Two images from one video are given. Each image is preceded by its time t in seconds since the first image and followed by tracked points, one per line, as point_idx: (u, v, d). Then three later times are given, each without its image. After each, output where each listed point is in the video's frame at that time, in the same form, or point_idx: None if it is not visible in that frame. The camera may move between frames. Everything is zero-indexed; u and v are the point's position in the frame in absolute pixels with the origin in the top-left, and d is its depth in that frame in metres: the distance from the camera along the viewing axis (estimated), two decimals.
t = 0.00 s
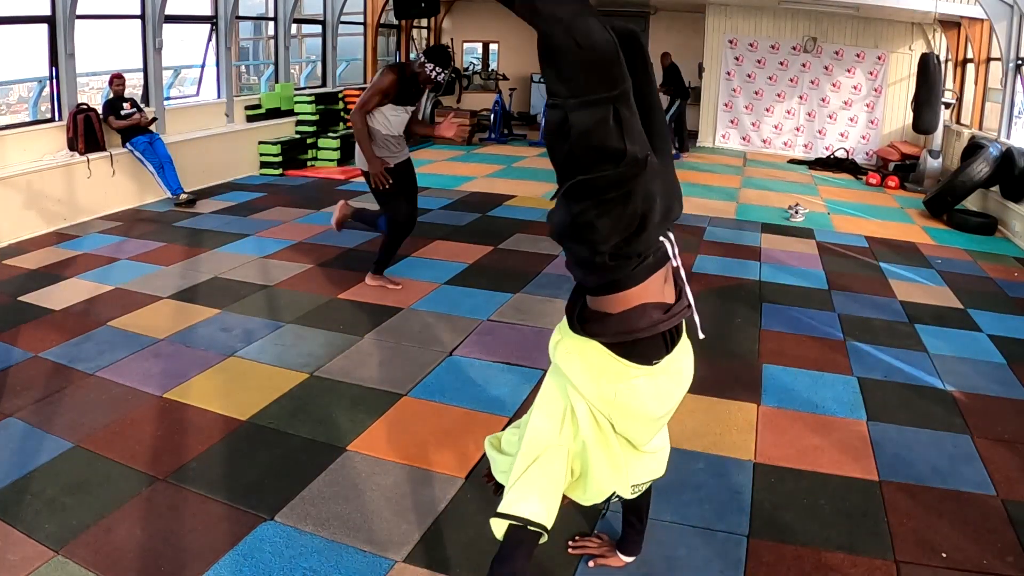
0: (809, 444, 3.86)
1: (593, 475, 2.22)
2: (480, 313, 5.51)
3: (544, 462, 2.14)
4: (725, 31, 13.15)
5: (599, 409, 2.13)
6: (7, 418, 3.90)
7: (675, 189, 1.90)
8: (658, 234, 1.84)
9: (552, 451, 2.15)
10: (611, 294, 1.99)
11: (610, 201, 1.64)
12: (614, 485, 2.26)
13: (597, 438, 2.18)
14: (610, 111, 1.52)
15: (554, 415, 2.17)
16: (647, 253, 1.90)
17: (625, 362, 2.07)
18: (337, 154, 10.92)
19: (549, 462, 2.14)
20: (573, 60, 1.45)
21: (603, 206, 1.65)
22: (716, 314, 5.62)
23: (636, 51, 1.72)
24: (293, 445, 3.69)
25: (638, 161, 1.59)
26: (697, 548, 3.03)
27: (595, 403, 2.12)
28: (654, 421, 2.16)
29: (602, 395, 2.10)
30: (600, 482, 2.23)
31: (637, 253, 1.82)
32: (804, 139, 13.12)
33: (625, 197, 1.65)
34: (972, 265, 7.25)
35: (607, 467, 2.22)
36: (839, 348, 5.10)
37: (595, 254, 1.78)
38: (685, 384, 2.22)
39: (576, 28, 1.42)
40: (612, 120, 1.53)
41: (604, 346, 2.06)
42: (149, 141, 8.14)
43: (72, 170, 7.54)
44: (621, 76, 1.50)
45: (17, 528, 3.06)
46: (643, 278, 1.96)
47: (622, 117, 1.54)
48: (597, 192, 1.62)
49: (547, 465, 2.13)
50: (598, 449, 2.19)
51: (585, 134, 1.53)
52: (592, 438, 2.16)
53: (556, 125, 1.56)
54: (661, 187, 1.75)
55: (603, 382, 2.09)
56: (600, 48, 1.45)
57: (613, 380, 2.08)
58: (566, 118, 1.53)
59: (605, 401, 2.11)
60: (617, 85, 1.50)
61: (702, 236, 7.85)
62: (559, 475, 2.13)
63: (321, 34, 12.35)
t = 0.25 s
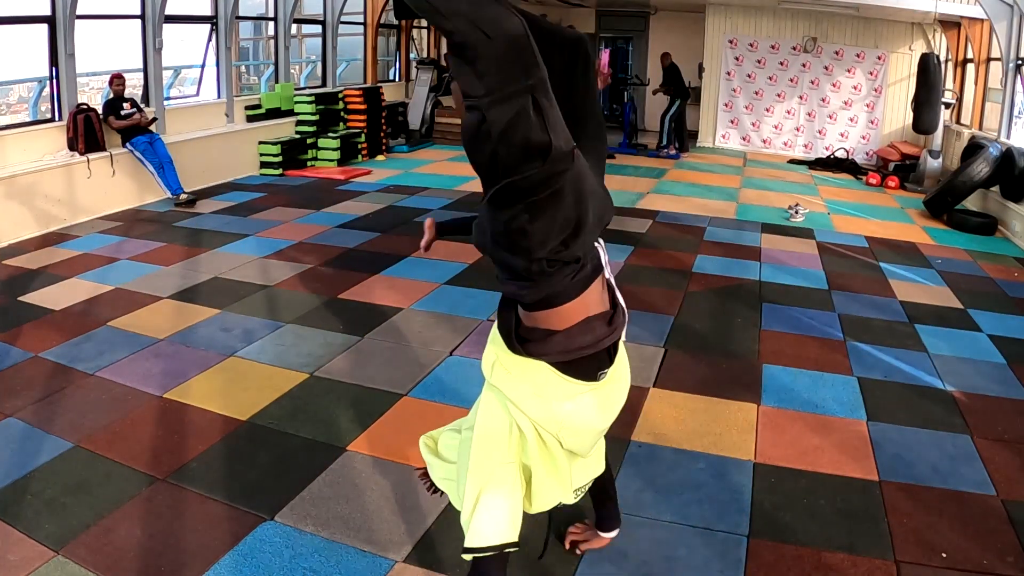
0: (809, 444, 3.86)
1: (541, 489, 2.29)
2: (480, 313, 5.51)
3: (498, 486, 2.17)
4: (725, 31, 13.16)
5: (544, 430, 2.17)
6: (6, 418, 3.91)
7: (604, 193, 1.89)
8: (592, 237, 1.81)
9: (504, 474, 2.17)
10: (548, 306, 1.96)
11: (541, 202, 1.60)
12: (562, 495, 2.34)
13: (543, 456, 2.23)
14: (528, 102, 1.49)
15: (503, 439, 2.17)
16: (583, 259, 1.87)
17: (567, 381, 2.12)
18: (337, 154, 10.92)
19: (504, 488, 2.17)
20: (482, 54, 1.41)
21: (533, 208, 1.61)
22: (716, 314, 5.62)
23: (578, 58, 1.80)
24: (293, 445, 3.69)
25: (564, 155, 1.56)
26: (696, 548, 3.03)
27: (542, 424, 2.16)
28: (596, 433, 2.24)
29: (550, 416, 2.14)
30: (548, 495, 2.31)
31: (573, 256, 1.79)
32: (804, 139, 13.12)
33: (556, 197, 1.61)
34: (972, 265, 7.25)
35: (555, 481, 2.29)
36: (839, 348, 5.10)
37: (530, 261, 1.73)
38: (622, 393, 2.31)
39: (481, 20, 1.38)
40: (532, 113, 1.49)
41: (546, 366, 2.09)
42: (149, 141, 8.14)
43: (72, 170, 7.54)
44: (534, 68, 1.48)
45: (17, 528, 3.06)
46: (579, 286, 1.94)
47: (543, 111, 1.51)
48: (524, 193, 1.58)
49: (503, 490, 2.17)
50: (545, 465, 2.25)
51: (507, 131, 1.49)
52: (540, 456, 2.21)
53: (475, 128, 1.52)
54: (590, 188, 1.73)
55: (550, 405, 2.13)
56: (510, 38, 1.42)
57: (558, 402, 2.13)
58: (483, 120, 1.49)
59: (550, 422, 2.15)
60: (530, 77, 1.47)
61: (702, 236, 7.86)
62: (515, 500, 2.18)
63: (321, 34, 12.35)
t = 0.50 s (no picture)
0: (809, 444, 3.86)
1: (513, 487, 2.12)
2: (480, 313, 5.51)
3: (470, 489, 2.00)
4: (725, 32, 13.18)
5: (511, 425, 1.98)
6: (6, 418, 3.90)
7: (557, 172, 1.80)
8: (548, 217, 1.72)
9: (476, 476, 2.00)
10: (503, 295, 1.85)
11: (487, 179, 1.52)
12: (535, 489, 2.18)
13: (512, 452, 2.04)
14: (464, 79, 1.40)
15: (468, 440, 1.98)
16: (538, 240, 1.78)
17: (530, 373, 1.94)
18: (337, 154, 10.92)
19: (476, 490, 2.00)
20: (411, 40, 1.29)
21: (479, 187, 1.52)
22: (716, 314, 5.62)
23: (540, 47, 1.76)
24: (293, 446, 3.68)
25: (506, 131, 1.48)
26: (696, 548, 3.03)
27: (508, 418, 1.97)
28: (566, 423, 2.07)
29: (516, 410, 1.96)
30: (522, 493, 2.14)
31: (528, 237, 1.70)
32: (804, 139, 13.13)
33: (503, 174, 1.53)
34: (972, 265, 7.25)
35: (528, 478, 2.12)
36: (839, 348, 5.10)
37: (483, 243, 1.64)
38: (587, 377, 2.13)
39: (410, 4, 1.25)
40: (468, 89, 1.41)
41: (509, 359, 1.92)
42: (149, 141, 8.13)
43: (72, 170, 7.54)
44: (469, 44, 1.39)
45: (17, 528, 3.06)
46: (535, 272, 1.85)
47: (480, 87, 1.43)
48: (468, 174, 1.50)
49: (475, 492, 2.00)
50: (516, 461, 2.07)
51: (444, 111, 1.40)
52: (510, 453, 2.03)
53: (414, 112, 1.42)
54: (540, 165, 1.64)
55: (514, 400, 1.95)
56: (445, 19, 1.32)
57: (523, 396, 1.95)
58: (421, 102, 1.39)
59: (517, 417, 1.97)
60: (466, 53, 1.38)
61: (702, 236, 7.86)
62: (490, 501, 2.02)
63: (321, 34, 12.35)
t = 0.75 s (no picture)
0: (809, 444, 3.86)
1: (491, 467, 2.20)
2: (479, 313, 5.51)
3: (452, 470, 2.07)
4: (725, 32, 13.17)
5: (485, 404, 2.07)
6: (6, 418, 3.90)
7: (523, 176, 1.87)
8: (515, 222, 1.80)
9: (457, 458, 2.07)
10: (468, 288, 1.91)
11: (461, 190, 1.59)
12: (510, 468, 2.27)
13: (489, 432, 2.13)
14: (449, 104, 1.46)
15: (445, 422, 2.06)
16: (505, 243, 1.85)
17: (502, 354, 2.02)
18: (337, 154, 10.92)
19: (457, 472, 2.07)
20: (406, 65, 1.37)
21: (454, 197, 1.59)
22: (716, 314, 5.62)
23: (494, 57, 1.78)
24: (293, 446, 3.68)
25: (482, 149, 1.55)
26: (696, 548, 3.03)
27: (484, 398, 2.06)
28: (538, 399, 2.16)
29: (492, 389, 2.05)
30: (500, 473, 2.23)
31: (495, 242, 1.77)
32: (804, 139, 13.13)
33: (476, 186, 1.61)
34: (972, 265, 7.25)
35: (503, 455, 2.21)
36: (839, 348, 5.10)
37: (453, 247, 1.71)
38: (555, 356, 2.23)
39: (406, 33, 1.34)
40: (452, 113, 1.47)
41: (481, 341, 1.99)
42: (149, 141, 8.13)
43: (72, 170, 7.55)
44: (454, 69, 1.45)
45: (17, 528, 3.06)
46: (502, 264, 1.89)
47: (462, 109, 1.49)
48: (445, 188, 1.57)
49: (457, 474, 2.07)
50: (493, 440, 2.15)
51: (428, 130, 1.45)
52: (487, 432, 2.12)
53: (397, 128, 1.47)
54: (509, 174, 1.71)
55: (488, 379, 2.04)
56: (432, 47, 1.39)
57: (496, 375, 2.04)
58: (407, 120, 1.45)
59: (491, 395, 2.06)
60: (450, 78, 1.44)
61: (702, 236, 7.86)
62: (472, 481, 2.10)
63: (321, 34, 12.35)
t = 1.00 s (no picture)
0: (809, 444, 3.86)
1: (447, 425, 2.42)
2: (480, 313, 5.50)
3: (407, 414, 2.25)
4: (725, 32, 13.19)
5: (452, 359, 2.32)
6: (6, 418, 3.90)
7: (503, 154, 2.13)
8: (487, 197, 2.07)
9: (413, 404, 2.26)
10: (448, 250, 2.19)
11: (434, 166, 1.87)
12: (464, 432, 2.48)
13: (450, 389, 2.35)
14: (423, 91, 1.72)
15: (412, 369, 2.28)
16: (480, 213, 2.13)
17: (473, 314, 2.30)
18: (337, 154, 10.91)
19: (410, 416, 2.25)
20: (389, 53, 1.64)
21: (428, 173, 1.89)
22: (716, 314, 5.62)
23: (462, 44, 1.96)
24: (293, 446, 3.68)
25: (455, 132, 1.82)
26: (696, 548, 3.03)
27: (449, 353, 2.31)
28: (499, 368, 2.42)
29: (457, 346, 2.30)
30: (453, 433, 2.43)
31: (468, 211, 2.06)
32: (804, 139, 13.13)
33: (450, 164, 1.89)
34: (972, 265, 7.25)
35: (459, 417, 2.42)
36: (839, 348, 5.10)
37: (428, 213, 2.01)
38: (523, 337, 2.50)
39: (387, 29, 1.60)
40: (426, 99, 1.73)
41: (455, 299, 2.27)
42: (149, 141, 8.12)
43: (72, 170, 7.55)
44: (433, 62, 1.71)
45: (17, 528, 3.06)
46: (476, 230, 2.17)
47: (438, 96, 1.75)
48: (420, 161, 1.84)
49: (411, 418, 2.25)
50: (452, 399, 2.38)
51: (402, 112, 1.73)
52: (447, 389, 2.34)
53: (379, 107, 1.77)
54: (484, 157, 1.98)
55: (458, 334, 2.29)
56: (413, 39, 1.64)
57: (466, 332, 2.30)
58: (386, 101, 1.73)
59: (457, 351, 2.31)
60: (428, 69, 1.70)
61: (702, 236, 7.86)
62: (422, 429, 2.27)
63: (321, 34, 12.35)
